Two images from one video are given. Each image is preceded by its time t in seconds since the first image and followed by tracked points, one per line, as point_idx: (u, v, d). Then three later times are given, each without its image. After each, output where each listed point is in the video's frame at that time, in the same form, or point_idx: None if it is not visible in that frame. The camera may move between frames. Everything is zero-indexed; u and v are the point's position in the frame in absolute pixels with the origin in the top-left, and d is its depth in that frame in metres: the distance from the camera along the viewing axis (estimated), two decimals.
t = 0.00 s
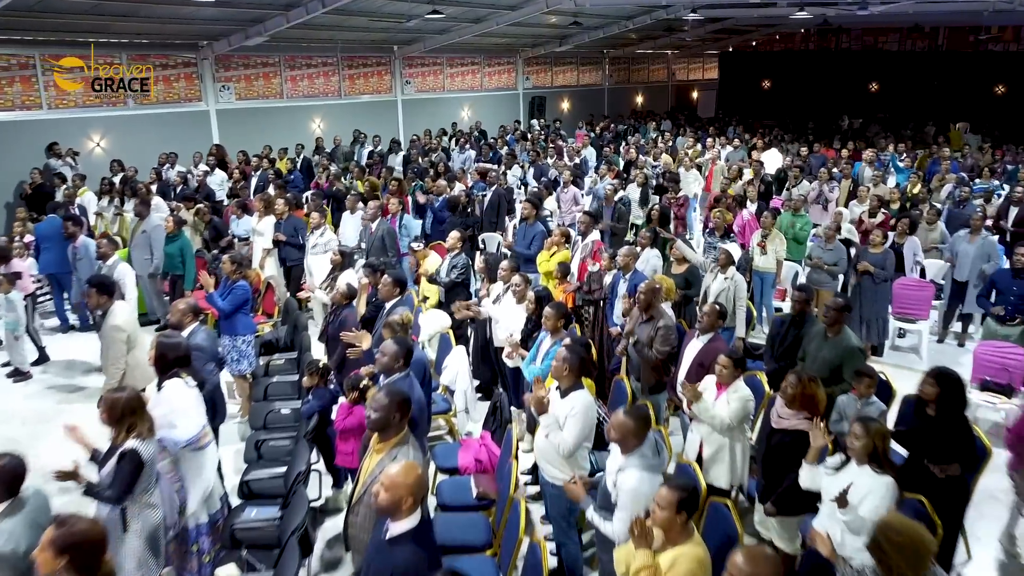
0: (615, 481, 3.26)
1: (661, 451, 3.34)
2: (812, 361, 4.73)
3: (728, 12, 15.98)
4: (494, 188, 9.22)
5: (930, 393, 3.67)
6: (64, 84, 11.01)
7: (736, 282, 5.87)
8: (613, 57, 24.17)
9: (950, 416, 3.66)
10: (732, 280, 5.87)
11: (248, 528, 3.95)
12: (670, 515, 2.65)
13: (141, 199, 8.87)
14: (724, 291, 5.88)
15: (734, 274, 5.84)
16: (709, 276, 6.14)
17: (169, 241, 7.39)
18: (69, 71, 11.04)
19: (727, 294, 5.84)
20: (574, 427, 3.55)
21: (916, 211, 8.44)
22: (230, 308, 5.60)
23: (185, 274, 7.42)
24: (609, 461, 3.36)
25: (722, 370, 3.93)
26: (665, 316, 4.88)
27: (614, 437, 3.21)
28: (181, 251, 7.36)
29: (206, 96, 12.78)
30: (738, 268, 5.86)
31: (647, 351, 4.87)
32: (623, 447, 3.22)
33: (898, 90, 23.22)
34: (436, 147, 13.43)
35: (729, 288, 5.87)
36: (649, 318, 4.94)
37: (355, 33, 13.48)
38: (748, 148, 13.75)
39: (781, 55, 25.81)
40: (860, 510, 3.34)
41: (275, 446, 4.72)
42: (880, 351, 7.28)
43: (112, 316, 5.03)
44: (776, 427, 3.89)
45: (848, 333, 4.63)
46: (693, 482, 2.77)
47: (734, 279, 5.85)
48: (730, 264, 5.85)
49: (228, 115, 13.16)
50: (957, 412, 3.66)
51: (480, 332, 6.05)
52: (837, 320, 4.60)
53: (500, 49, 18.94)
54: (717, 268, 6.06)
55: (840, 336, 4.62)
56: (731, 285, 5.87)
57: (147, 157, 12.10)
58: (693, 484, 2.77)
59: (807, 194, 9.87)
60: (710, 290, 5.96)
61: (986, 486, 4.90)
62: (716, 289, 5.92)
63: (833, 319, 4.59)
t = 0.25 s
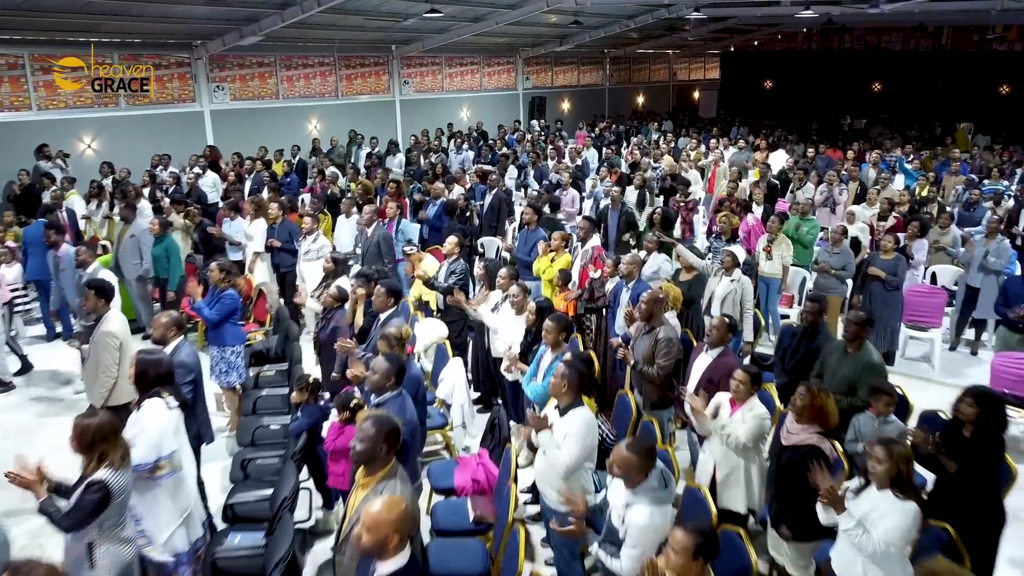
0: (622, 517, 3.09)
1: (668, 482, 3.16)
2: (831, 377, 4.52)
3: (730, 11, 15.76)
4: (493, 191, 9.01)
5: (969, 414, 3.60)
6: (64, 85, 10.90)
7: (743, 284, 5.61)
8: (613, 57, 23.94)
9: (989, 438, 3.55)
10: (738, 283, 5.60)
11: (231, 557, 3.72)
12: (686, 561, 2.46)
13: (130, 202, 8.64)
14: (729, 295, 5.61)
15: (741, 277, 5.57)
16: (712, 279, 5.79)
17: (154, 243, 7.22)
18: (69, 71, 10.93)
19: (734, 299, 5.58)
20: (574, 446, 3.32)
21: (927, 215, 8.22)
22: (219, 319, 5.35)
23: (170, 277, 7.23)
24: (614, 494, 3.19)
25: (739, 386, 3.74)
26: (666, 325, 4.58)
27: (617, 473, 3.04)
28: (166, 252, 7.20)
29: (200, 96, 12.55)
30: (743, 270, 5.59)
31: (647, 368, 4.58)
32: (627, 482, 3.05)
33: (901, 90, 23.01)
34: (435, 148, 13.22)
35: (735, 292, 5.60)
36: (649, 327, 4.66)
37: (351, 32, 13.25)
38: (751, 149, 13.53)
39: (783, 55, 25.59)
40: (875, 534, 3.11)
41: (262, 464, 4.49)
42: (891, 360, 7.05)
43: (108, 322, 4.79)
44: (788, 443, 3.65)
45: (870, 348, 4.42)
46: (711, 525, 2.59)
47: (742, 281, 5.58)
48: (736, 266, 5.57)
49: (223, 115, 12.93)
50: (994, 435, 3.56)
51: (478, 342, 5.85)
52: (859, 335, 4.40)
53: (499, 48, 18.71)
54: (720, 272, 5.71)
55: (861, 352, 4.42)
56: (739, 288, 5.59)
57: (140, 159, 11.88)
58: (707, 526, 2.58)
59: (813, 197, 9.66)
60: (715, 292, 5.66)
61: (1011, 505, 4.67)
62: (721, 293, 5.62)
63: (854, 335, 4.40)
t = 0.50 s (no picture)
0: (629, 547, 2.87)
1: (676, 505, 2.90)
2: (848, 396, 4.31)
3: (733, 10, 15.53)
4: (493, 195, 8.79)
5: (999, 439, 3.36)
6: (65, 85, 10.78)
7: (751, 297, 5.33)
8: (614, 56, 23.71)
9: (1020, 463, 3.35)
10: (746, 295, 5.33)
11: None
12: None
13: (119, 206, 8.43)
14: (736, 308, 5.34)
15: (748, 289, 5.29)
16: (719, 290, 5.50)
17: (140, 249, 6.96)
18: (70, 71, 10.81)
19: (741, 312, 5.30)
20: (578, 476, 3.10)
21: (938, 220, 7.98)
22: (205, 331, 5.14)
23: (156, 283, 6.97)
24: (617, 523, 2.97)
25: (760, 410, 3.53)
26: (668, 335, 4.31)
27: (620, 496, 2.83)
28: (152, 258, 6.92)
29: (194, 97, 12.31)
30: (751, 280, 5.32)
31: (648, 378, 4.32)
32: (632, 507, 2.86)
33: (904, 90, 22.79)
34: (433, 149, 13.01)
35: (744, 304, 5.30)
36: (652, 339, 4.36)
37: (348, 31, 13.02)
38: (755, 151, 13.31)
39: (785, 54, 25.37)
40: None
41: (248, 486, 4.27)
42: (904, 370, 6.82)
43: (104, 331, 4.68)
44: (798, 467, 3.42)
45: (889, 365, 4.21)
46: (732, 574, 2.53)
47: (750, 294, 5.29)
48: (742, 277, 5.30)
49: (216, 116, 12.69)
50: None
51: (477, 354, 5.62)
52: (877, 351, 4.19)
53: (498, 48, 18.48)
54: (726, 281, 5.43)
55: (881, 368, 4.21)
56: (746, 299, 5.32)
57: (132, 161, 11.67)
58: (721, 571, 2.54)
59: (820, 200, 9.44)
60: (722, 304, 5.39)
61: None
62: (728, 305, 5.35)
63: (872, 350, 4.18)
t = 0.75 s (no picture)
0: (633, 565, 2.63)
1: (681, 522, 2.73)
2: (864, 413, 4.08)
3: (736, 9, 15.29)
4: (492, 198, 8.57)
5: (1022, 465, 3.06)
6: (64, 85, 10.66)
7: (763, 304, 5.15)
8: (615, 56, 23.47)
9: None
10: (758, 302, 5.14)
11: None
12: None
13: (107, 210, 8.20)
14: (748, 315, 5.15)
15: (760, 295, 5.11)
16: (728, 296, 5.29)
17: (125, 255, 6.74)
18: (70, 71, 10.69)
19: (753, 320, 5.12)
20: (580, 516, 2.91)
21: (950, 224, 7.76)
22: (194, 346, 4.92)
23: (143, 290, 6.80)
24: (618, 547, 2.73)
25: (780, 434, 3.30)
26: (675, 349, 4.06)
27: (622, 498, 2.66)
28: (139, 264, 6.73)
29: (187, 97, 12.09)
30: (761, 286, 5.14)
31: (654, 395, 4.09)
32: (636, 517, 2.69)
33: (908, 90, 22.56)
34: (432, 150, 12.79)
35: (756, 312, 5.13)
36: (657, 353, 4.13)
37: (344, 30, 12.79)
38: (759, 152, 13.08)
39: (787, 54, 25.15)
40: None
41: (232, 509, 4.05)
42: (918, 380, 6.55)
43: (91, 339, 4.62)
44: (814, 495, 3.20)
45: (907, 380, 3.97)
46: None
47: (761, 300, 5.12)
48: (753, 283, 5.12)
49: (211, 117, 12.46)
50: None
51: (474, 364, 5.40)
52: (895, 365, 3.94)
53: (498, 48, 18.24)
54: (735, 287, 5.22)
55: (898, 383, 3.98)
56: (758, 306, 5.13)
57: (124, 162, 11.43)
58: None
59: (826, 203, 9.22)
60: (733, 312, 5.20)
61: None
62: (739, 313, 5.16)
63: (889, 365, 3.94)
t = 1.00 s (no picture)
0: None
1: (686, 552, 2.64)
2: (880, 431, 3.88)
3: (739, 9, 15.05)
4: (491, 200, 8.38)
5: None
6: (65, 85, 10.51)
7: (776, 320, 4.99)
8: (616, 56, 23.24)
9: None
10: (771, 318, 4.97)
11: None
12: None
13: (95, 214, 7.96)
14: (759, 332, 4.98)
15: (773, 311, 4.95)
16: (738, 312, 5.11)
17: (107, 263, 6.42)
18: (71, 71, 10.56)
19: (765, 336, 4.96)
20: (584, 565, 2.72)
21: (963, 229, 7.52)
22: (174, 359, 4.67)
23: (128, 299, 6.54)
24: None
25: (797, 464, 3.16)
26: (688, 370, 3.82)
27: (629, 533, 2.48)
28: (123, 274, 6.43)
29: (180, 98, 11.85)
30: (774, 302, 4.98)
31: (664, 419, 3.86)
32: (644, 552, 2.50)
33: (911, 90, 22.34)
34: (430, 152, 12.56)
35: (768, 329, 4.98)
36: (672, 376, 3.86)
37: (341, 30, 12.56)
38: (763, 153, 12.85)
39: (790, 54, 24.95)
40: None
41: (216, 535, 3.81)
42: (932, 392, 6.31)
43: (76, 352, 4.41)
44: (841, 533, 3.02)
45: (925, 397, 3.76)
46: None
47: (774, 316, 4.96)
48: (765, 298, 4.95)
49: (205, 118, 12.23)
50: None
51: (472, 378, 5.16)
52: (911, 382, 3.75)
53: (498, 47, 18.01)
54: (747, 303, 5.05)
55: (915, 401, 3.76)
56: (771, 322, 4.96)
57: (115, 165, 11.21)
58: None
59: (834, 208, 8.99)
60: (744, 328, 5.01)
61: None
62: (751, 329, 4.97)
63: (906, 380, 3.74)
